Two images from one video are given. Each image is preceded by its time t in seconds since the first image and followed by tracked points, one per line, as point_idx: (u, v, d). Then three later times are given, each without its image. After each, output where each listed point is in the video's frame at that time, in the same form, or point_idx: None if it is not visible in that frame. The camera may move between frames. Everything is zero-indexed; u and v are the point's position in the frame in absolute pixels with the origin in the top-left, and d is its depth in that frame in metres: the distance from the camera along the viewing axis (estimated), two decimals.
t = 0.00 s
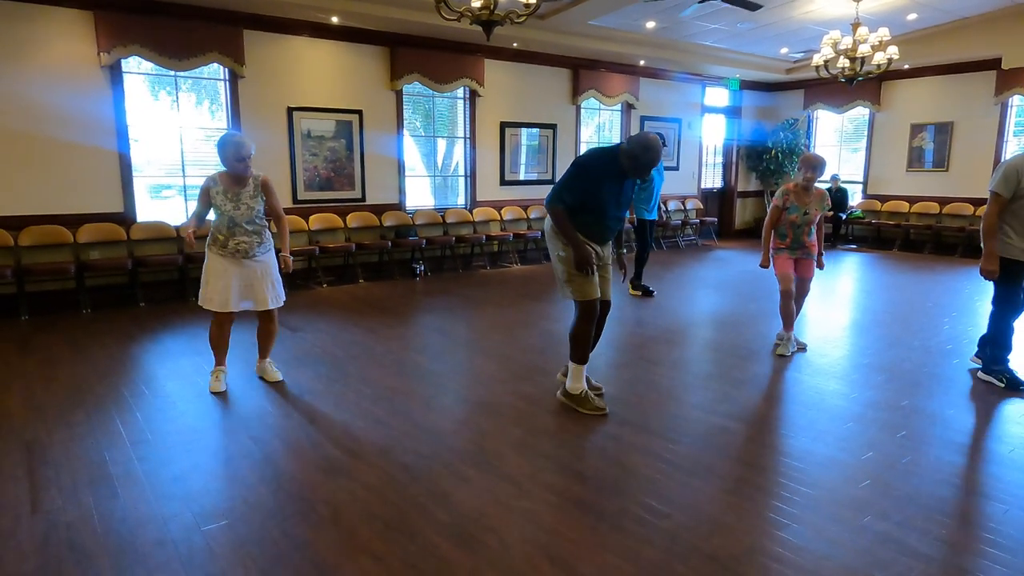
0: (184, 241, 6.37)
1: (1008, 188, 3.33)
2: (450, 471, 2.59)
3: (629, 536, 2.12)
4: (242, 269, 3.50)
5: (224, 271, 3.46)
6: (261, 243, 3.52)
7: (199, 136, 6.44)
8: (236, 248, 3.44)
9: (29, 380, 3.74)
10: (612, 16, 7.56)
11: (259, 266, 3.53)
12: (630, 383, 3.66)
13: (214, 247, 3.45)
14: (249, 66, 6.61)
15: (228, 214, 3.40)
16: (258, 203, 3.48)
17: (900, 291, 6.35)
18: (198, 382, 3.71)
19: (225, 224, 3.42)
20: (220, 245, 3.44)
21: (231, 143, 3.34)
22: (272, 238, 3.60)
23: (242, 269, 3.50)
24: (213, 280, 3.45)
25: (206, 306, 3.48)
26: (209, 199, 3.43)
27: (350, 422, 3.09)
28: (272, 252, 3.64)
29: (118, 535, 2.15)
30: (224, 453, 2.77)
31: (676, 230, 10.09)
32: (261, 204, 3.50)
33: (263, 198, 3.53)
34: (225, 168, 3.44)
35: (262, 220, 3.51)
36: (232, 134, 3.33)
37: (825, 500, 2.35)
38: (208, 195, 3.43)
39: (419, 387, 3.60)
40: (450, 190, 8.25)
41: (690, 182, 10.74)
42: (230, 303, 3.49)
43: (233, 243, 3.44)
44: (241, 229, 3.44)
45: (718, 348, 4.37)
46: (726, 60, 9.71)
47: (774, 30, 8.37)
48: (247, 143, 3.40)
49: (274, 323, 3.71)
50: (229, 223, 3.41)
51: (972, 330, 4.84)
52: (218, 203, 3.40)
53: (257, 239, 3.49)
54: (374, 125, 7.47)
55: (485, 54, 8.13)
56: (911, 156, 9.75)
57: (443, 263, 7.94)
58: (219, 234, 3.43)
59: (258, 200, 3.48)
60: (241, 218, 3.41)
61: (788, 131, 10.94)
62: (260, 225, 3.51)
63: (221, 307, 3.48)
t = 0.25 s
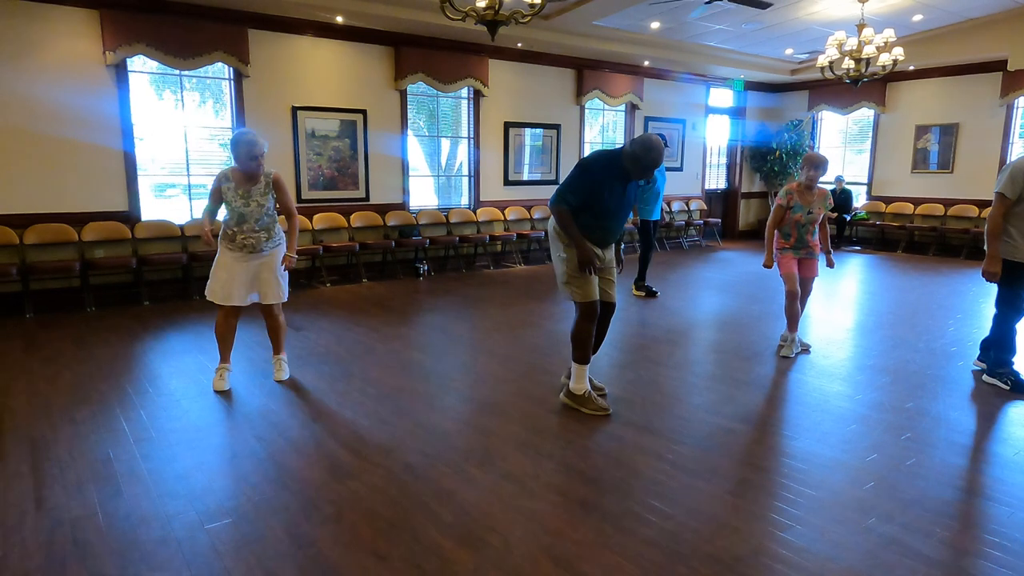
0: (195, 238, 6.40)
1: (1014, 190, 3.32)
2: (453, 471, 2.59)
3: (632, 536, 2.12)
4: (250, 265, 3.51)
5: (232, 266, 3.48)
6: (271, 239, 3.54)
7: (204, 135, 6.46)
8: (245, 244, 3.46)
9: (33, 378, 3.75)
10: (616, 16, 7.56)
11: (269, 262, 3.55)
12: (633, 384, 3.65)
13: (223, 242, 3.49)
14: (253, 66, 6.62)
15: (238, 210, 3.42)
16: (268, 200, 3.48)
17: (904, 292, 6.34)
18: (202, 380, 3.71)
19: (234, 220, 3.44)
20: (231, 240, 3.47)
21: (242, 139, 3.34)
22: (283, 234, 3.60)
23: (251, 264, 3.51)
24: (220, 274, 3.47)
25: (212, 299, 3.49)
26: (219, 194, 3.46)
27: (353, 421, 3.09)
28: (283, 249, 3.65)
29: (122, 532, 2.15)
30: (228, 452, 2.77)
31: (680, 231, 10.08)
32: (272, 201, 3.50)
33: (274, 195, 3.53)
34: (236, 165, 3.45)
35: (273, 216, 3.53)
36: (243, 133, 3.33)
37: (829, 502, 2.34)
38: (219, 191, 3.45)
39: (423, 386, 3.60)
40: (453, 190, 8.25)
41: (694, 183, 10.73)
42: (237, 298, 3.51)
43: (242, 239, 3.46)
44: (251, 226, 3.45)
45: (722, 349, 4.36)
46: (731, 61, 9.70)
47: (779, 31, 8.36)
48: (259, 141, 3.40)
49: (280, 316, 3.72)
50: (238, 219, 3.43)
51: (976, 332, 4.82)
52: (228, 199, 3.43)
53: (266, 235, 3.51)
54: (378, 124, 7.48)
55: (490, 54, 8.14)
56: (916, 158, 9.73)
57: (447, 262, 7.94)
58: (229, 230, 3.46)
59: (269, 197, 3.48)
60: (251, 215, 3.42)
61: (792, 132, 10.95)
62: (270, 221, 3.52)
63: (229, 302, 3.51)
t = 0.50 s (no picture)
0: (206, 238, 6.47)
1: (1011, 187, 3.32)
2: (455, 471, 2.59)
3: (634, 536, 2.12)
4: (262, 269, 3.52)
5: (245, 269, 3.49)
6: (283, 244, 3.55)
7: (205, 136, 6.46)
8: (257, 248, 3.48)
9: (35, 379, 3.75)
10: (617, 16, 7.55)
11: (280, 267, 3.56)
12: (635, 384, 3.65)
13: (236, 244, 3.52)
14: (255, 67, 6.63)
15: (253, 215, 3.44)
16: (282, 203, 3.50)
17: (905, 292, 6.33)
18: (204, 381, 3.71)
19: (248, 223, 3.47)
20: (245, 244, 3.49)
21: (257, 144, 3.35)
22: (295, 239, 3.62)
23: (263, 269, 3.52)
24: (233, 276, 3.48)
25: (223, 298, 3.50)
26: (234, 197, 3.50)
27: (355, 422, 3.09)
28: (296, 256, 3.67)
29: (125, 533, 2.15)
30: (231, 453, 2.77)
31: (681, 231, 10.07)
32: (286, 205, 3.51)
33: (289, 203, 3.55)
34: (254, 171, 3.47)
35: (287, 223, 3.55)
36: (263, 140, 3.33)
37: (831, 502, 2.34)
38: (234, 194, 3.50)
39: (424, 387, 3.60)
40: (455, 190, 8.25)
41: (695, 183, 10.72)
42: (249, 301, 3.52)
43: (255, 243, 3.48)
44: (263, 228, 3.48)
45: (724, 349, 4.36)
46: (732, 61, 9.70)
47: (780, 31, 8.35)
48: (277, 149, 3.40)
49: (291, 319, 3.73)
50: (253, 224, 3.45)
51: (978, 331, 4.82)
52: (244, 204, 3.44)
53: (279, 240, 3.52)
54: (379, 124, 7.48)
55: (491, 54, 8.14)
56: (917, 157, 9.72)
57: (448, 263, 7.93)
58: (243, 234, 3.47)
59: (283, 205, 3.51)
60: (264, 221, 3.45)
61: (793, 132, 10.91)
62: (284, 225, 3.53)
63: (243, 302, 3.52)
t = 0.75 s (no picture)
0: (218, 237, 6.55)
1: (1002, 186, 3.36)
2: (455, 469, 2.59)
3: (635, 534, 2.12)
4: (267, 261, 3.55)
5: (250, 261, 3.54)
6: (287, 239, 3.56)
7: (205, 134, 6.46)
8: (262, 240, 3.52)
9: (36, 377, 3.76)
10: (618, 14, 7.54)
11: (284, 260, 3.57)
12: (635, 382, 3.65)
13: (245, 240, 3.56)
14: (255, 65, 6.62)
15: (257, 208, 3.48)
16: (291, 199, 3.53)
17: (906, 290, 6.33)
18: (205, 379, 3.71)
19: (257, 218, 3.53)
20: (251, 237, 3.54)
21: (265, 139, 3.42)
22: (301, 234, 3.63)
23: (267, 261, 3.55)
24: (238, 268, 3.53)
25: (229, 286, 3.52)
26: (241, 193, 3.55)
27: (356, 420, 3.09)
28: (302, 250, 3.68)
29: (126, 530, 2.15)
30: (232, 451, 2.77)
31: (682, 229, 10.06)
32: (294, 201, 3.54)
33: (296, 197, 3.57)
34: (262, 166, 3.52)
35: (292, 217, 3.56)
36: (269, 134, 3.39)
37: (833, 500, 2.34)
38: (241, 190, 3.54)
39: (425, 385, 3.60)
40: (455, 188, 8.25)
41: (696, 181, 10.71)
42: (253, 292, 3.55)
43: (260, 235, 3.51)
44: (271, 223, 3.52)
45: (724, 347, 4.36)
46: (733, 58, 9.68)
47: (781, 29, 8.34)
48: (284, 143, 3.45)
49: (294, 316, 3.72)
50: (257, 216, 3.49)
51: (979, 330, 4.81)
52: (249, 197, 3.49)
53: (283, 234, 3.53)
54: (379, 123, 7.47)
55: (491, 52, 8.13)
56: (918, 155, 9.71)
57: (448, 261, 7.93)
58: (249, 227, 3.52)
59: (288, 199, 3.52)
60: (268, 213, 3.47)
61: (794, 130, 10.87)
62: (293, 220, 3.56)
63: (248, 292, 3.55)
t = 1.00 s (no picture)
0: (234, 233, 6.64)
1: (994, 183, 3.44)
2: (457, 466, 2.59)
3: (636, 532, 2.12)
4: (270, 256, 3.57)
5: (253, 257, 3.56)
6: (290, 233, 3.57)
7: (208, 131, 6.46)
8: (264, 236, 3.54)
9: (40, 372, 3.77)
10: (622, 12, 7.52)
11: (287, 256, 3.59)
12: (637, 380, 3.65)
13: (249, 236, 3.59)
14: (258, 62, 6.62)
15: (260, 203, 3.50)
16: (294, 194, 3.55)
17: (909, 289, 6.32)
18: (207, 375, 3.72)
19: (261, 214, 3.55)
20: (255, 233, 3.56)
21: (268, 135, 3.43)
22: (304, 230, 3.64)
23: (271, 256, 3.57)
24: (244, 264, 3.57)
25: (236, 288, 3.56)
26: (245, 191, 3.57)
27: (358, 417, 3.10)
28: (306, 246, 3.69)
29: (129, 526, 2.16)
30: (234, 447, 2.77)
31: (684, 228, 10.05)
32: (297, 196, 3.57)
33: (298, 192, 3.59)
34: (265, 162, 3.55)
35: (295, 212, 3.58)
36: (272, 129, 3.39)
37: (835, 500, 2.34)
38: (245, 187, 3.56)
39: (427, 382, 3.60)
40: (458, 186, 8.25)
41: (699, 179, 10.70)
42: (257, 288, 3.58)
43: (263, 230, 3.53)
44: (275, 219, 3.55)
45: (727, 346, 4.36)
46: (737, 57, 9.66)
47: (785, 27, 8.32)
48: (286, 137, 3.45)
49: (297, 312, 3.72)
50: (260, 211, 3.51)
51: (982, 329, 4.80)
52: (252, 192, 3.51)
53: (285, 229, 3.55)
54: (382, 120, 7.47)
55: (495, 50, 8.12)
56: (922, 155, 9.68)
57: (451, 259, 7.93)
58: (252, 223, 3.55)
59: (290, 194, 3.54)
60: (270, 207, 3.49)
61: (798, 129, 10.78)
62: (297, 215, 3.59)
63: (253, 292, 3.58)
